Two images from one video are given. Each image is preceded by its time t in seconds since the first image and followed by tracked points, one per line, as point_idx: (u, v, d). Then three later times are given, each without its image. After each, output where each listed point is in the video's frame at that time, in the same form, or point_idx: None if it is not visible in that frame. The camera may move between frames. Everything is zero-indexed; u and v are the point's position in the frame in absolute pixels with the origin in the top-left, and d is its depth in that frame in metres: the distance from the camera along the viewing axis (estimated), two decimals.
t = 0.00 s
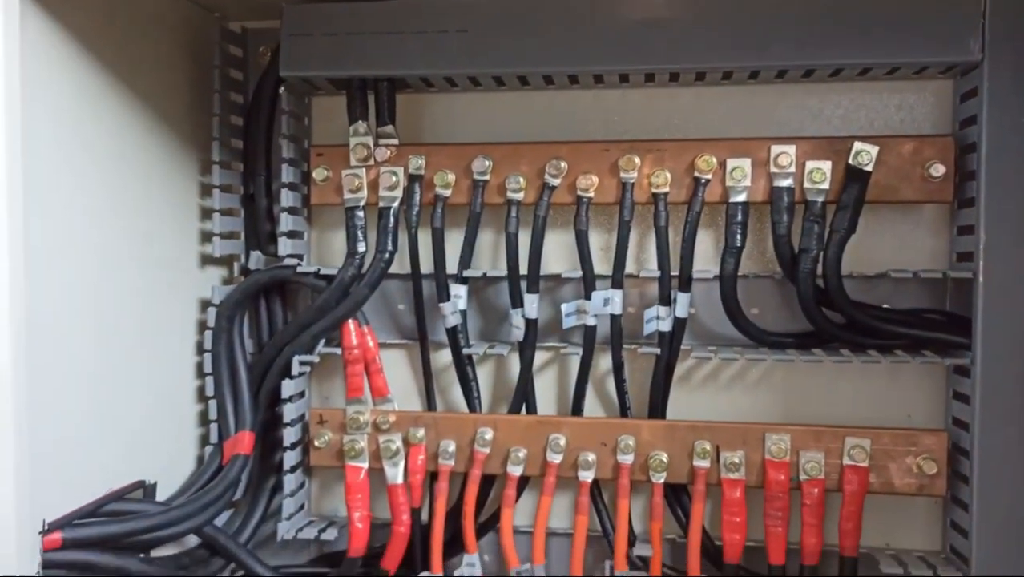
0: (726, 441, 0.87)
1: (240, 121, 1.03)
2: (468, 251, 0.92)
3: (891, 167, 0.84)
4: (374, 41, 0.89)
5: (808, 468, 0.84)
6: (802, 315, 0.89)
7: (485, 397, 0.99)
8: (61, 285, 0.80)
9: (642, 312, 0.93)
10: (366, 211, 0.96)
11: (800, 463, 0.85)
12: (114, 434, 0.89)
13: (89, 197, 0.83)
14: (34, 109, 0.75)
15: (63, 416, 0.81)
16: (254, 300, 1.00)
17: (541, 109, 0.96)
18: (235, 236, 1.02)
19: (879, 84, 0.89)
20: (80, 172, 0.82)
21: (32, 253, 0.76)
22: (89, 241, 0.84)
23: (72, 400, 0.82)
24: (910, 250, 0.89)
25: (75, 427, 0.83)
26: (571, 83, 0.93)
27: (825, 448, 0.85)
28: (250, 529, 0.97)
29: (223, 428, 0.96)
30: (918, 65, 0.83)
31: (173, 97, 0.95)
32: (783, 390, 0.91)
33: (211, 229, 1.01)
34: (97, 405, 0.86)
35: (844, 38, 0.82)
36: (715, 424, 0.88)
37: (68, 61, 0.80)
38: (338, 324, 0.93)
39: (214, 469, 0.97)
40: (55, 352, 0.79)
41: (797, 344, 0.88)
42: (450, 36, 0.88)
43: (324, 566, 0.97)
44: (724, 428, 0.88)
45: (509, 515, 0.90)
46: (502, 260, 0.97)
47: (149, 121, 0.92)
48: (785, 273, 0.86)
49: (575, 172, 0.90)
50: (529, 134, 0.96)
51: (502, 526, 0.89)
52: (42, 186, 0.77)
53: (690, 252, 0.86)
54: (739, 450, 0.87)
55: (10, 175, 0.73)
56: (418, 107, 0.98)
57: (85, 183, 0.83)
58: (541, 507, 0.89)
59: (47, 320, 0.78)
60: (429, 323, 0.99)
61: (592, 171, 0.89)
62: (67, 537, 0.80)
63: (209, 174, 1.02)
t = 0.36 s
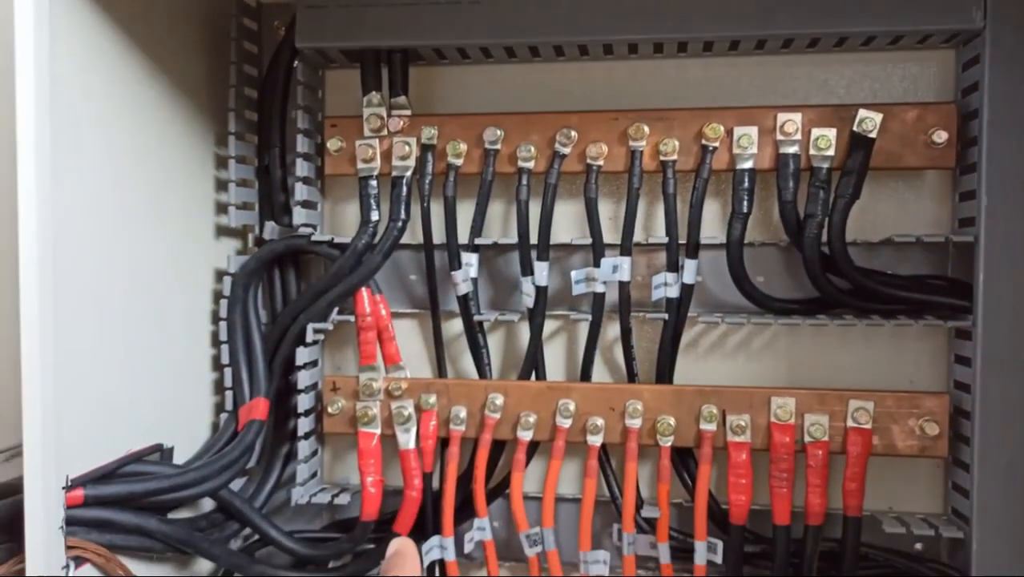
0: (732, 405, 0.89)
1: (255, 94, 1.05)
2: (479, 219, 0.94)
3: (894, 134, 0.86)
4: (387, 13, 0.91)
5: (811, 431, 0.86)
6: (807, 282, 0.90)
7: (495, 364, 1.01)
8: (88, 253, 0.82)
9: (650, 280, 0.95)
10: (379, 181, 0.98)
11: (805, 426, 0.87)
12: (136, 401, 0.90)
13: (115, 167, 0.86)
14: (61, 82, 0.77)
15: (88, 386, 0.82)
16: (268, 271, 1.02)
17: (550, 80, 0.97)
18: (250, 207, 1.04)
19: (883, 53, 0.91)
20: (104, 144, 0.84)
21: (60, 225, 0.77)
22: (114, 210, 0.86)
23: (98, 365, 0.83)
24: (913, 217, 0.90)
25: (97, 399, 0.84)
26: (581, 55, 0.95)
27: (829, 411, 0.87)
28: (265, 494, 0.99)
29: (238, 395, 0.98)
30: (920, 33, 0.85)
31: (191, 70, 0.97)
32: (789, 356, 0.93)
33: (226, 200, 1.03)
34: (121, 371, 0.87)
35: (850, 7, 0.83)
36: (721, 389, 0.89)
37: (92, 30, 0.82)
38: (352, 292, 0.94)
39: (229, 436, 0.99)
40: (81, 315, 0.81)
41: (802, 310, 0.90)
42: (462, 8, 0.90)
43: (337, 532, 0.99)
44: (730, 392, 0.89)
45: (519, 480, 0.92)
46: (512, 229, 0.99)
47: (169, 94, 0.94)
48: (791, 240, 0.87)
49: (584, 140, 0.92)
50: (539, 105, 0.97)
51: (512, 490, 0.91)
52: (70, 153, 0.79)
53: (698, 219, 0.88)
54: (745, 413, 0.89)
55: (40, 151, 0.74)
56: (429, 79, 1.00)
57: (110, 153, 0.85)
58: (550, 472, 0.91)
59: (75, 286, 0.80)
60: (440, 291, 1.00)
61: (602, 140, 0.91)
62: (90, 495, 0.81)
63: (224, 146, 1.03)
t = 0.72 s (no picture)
0: (714, 396, 0.89)
1: (242, 88, 1.06)
2: (464, 211, 0.94)
3: (874, 125, 0.87)
4: (372, 6, 0.92)
5: (792, 420, 0.87)
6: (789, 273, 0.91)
7: (481, 357, 1.01)
8: (73, 246, 0.82)
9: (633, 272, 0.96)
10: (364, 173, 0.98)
11: (785, 416, 0.87)
12: (122, 395, 0.91)
13: (100, 162, 0.86)
14: (45, 77, 0.78)
15: (73, 380, 0.82)
16: (255, 263, 1.03)
17: (535, 73, 0.98)
18: (237, 200, 1.05)
19: (863, 46, 0.92)
20: (89, 138, 0.84)
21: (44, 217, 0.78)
22: (98, 204, 0.86)
23: (83, 359, 0.84)
24: (894, 209, 0.91)
25: (83, 393, 0.84)
26: (564, 48, 0.95)
27: (810, 401, 0.87)
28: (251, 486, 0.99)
29: (225, 386, 0.98)
30: (900, 25, 0.85)
31: (177, 63, 0.98)
32: (771, 347, 0.93)
33: (213, 194, 1.03)
34: (107, 365, 0.88)
35: None
36: (704, 379, 0.90)
37: (76, 23, 0.82)
38: (337, 284, 0.95)
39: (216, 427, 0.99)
40: (67, 306, 0.81)
41: (784, 301, 0.90)
42: (446, 1, 0.90)
43: (323, 523, 0.99)
44: (713, 383, 0.90)
45: (503, 470, 0.92)
46: (497, 221, 0.99)
47: (154, 89, 0.94)
48: (772, 231, 0.88)
49: (568, 132, 0.92)
50: (523, 98, 0.98)
51: (497, 480, 0.91)
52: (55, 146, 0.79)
53: (680, 210, 0.88)
54: (727, 403, 0.89)
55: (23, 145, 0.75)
56: (415, 72, 1.01)
57: (96, 148, 0.85)
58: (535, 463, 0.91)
59: (60, 279, 0.80)
60: (426, 284, 1.01)
61: (585, 132, 0.91)
62: (74, 485, 0.82)
63: (211, 139, 1.04)
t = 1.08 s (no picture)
0: (689, 398, 0.90)
1: (226, 94, 1.07)
2: (443, 217, 0.96)
3: (846, 132, 0.88)
4: (351, 14, 0.93)
5: (765, 423, 0.87)
6: (763, 278, 0.92)
7: (461, 360, 1.02)
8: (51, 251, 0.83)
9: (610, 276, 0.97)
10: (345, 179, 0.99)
11: (758, 419, 0.88)
12: (102, 396, 0.92)
13: (78, 167, 0.87)
14: (24, 84, 0.79)
15: (52, 382, 0.83)
16: (238, 268, 1.04)
17: (514, 79, 0.99)
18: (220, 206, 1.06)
19: (836, 53, 0.93)
20: (67, 144, 0.85)
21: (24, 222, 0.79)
22: (77, 209, 0.87)
23: (62, 362, 0.85)
24: (866, 214, 0.92)
25: (62, 394, 0.85)
26: (542, 55, 0.97)
27: (783, 405, 0.88)
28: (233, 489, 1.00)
29: (208, 390, 0.99)
30: (870, 33, 0.87)
31: (159, 69, 0.99)
32: (746, 351, 0.94)
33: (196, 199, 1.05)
34: (87, 367, 0.89)
35: (800, 8, 0.85)
36: (679, 382, 0.91)
37: (57, 31, 0.84)
38: (319, 289, 0.96)
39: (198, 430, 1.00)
40: (47, 310, 0.83)
41: (758, 306, 0.91)
42: (424, 9, 0.91)
43: (304, 525, 1.00)
44: (687, 386, 0.91)
45: (481, 473, 0.93)
46: (477, 227, 1.00)
47: (134, 93, 0.95)
48: (746, 236, 0.89)
49: (545, 139, 0.93)
50: (502, 104, 0.99)
51: (475, 482, 0.92)
52: (34, 152, 0.80)
53: (655, 216, 0.90)
54: (701, 406, 0.90)
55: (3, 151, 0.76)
56: (396, 79, 1.02)
57: (74, 153, 0.86)
58: (513, 466, 0.92)
59: (39, 284, 0.81)
60: (407, 288, 1.02)
61: (562, 139, 0.93)
62: (53, 487, 0.83)
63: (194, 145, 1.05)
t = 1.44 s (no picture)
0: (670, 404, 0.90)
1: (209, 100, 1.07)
2: (425, 222, 0.95)
3: (826, 138, 0.88)
4: (333, 20, 0.92)
5: (746, 430, 0.87)
6: (744, 284, 0.92)
7: (444, 366, 1.02)
8: (28, 256, 0.83)
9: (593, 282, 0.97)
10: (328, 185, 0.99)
11: (740, 425, 0.88)
12: (82, 403, 0.91)
13: (59, 171, 0.87)
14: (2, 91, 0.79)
15: (28, 388, 0.83)
16: (222, 273, 1.04)
17: (496, 84, 0.99)
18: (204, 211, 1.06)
19: (817, 60, 0.93)
20: (48, 150, 0.85)
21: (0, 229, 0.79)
22: (57, 214, 0.87)
23: (38, 368, 0.85)
24: (848, 220, 0.92)
25: (40, 401, 0.85)
26: (524, 61, 0.97)
27: (764, 410, 0.88)
28: (216, 494, 1.00)
29: (191, 395, 0.99)
30: (850, 40, 0.87)
31: (141, 75, 0.99)
32: (728, 356, 0.94)
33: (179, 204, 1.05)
34: (67, 373, 0.89)
35: (780, 14, 0.85)
36: (661, 388, 0.91)
37: (37, 36, 0.83)
38: (301, 295, 0.96)
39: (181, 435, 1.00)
40: (25, 316, 0.82)
41: (740, 312, 0.91)
42: (406, 15, 0.91)
43: (287, 530, 1.00)
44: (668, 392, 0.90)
45: (464, 478, 0.93)
46: (460, 233, 1.00)
47: (117, 100, 0.95)
48: (727, 242, 0.89)
49: (527, 145, 0.93)
50: (484, 110, 0.99)
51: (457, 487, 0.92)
52: (12, 158, 0.80)
53: (636, 222, 0.90)
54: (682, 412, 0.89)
55: None
56: (379, 84, 1.02)
57: (55, 158, 0.86)
58: (495, 472, 0.92)
59: (13, 289, 0.81)
60: (390, 294, 1.02)
61: (543, 145, 0.93)
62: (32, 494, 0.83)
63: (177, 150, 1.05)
